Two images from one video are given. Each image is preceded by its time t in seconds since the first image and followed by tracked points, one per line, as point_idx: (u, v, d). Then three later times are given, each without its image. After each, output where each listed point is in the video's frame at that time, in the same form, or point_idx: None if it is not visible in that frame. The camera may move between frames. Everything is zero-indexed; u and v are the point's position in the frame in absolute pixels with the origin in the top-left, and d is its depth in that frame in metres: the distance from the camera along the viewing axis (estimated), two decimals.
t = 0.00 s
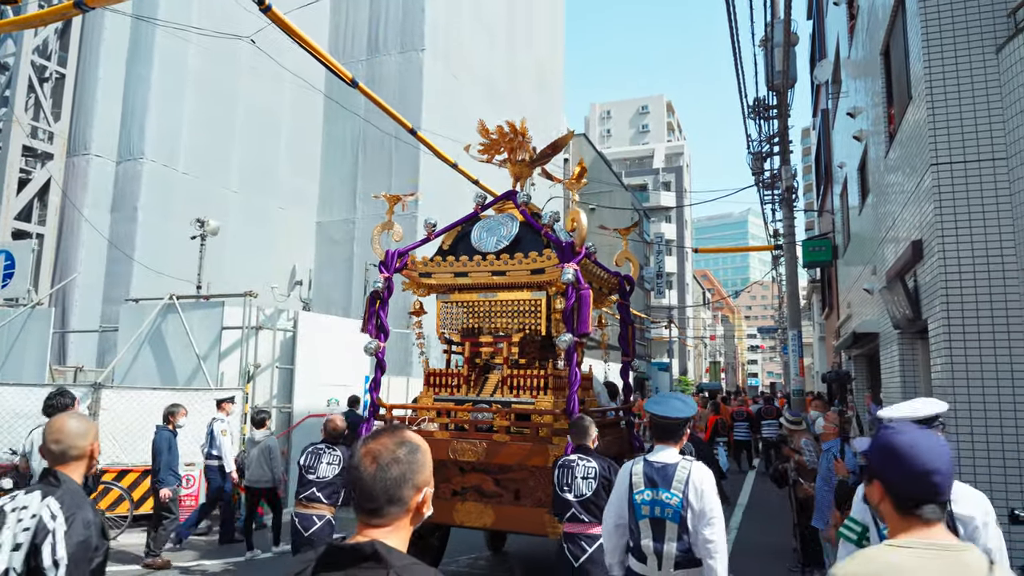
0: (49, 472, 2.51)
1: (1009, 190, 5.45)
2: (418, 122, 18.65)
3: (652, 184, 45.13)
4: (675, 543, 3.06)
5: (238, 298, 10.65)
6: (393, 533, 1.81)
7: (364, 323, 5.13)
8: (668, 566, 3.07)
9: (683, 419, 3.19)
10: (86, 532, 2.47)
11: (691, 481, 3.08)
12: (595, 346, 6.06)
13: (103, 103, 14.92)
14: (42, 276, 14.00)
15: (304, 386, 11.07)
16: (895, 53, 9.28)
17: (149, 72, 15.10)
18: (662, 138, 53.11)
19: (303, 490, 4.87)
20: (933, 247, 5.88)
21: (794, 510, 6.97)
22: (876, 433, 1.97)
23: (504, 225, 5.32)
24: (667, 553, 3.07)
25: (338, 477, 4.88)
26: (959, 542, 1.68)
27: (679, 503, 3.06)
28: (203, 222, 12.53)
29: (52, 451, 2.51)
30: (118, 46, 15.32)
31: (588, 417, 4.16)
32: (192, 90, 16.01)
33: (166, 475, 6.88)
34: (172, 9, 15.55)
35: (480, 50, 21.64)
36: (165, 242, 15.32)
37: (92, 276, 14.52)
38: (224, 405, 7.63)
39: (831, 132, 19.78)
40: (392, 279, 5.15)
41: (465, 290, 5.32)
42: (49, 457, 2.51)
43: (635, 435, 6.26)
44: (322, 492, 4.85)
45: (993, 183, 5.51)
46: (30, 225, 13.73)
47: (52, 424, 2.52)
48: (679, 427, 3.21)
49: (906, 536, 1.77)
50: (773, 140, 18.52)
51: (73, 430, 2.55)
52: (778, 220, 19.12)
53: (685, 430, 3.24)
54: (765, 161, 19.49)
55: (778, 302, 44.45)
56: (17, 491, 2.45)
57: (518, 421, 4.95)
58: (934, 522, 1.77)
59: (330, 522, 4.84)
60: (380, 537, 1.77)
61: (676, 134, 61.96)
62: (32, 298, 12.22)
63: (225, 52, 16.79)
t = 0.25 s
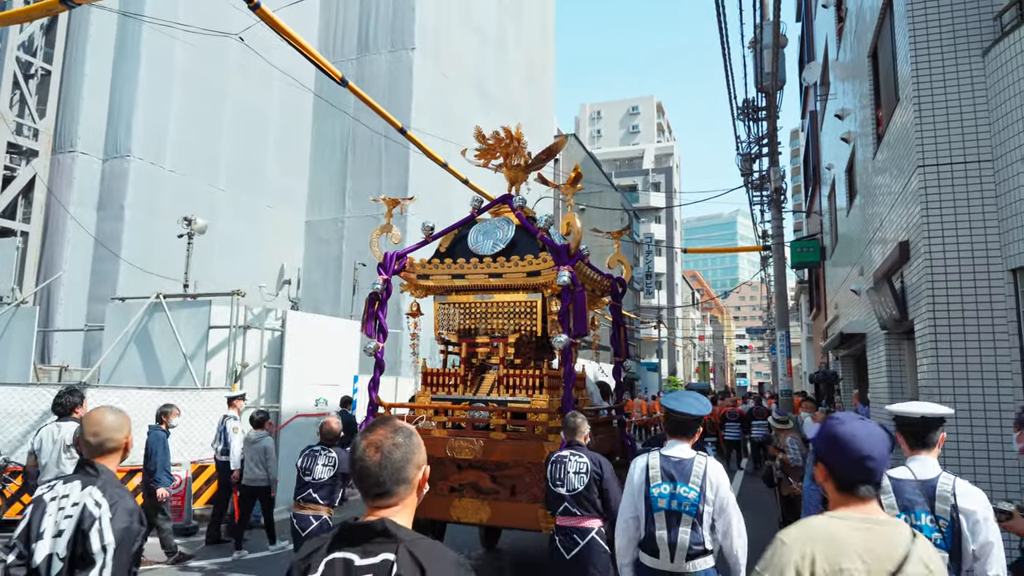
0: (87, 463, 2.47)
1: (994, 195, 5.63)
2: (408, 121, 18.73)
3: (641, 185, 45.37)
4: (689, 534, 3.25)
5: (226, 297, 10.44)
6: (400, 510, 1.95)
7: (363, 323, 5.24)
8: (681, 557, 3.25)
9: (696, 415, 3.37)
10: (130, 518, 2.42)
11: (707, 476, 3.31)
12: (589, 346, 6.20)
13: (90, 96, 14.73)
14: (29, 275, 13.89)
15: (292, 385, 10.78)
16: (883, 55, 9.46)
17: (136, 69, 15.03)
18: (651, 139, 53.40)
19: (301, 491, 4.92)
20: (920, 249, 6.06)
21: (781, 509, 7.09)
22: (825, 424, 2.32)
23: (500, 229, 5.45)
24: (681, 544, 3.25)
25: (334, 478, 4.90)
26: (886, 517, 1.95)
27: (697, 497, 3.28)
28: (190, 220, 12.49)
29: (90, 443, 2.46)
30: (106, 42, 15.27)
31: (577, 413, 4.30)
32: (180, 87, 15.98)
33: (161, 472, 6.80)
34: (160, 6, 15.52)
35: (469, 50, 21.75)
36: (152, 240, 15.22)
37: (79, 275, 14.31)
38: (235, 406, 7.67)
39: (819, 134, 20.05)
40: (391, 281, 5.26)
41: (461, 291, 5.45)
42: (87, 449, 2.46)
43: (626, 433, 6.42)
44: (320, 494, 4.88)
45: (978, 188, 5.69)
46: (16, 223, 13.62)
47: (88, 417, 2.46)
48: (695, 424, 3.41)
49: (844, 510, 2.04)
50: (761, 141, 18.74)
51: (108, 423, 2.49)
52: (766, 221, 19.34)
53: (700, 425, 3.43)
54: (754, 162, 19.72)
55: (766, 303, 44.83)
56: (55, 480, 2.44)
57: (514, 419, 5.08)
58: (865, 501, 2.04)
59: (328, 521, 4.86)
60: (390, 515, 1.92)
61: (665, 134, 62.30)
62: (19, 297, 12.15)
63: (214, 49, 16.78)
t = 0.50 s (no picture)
0: (111, 459, 2.62)
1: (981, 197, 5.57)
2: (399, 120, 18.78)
3: (632, 185, 45.63)
4: (687, 527, 3.40)
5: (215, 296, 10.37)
6: (422, 506, 2.08)
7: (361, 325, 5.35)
8: (677, 550, 3.39)
9: (694, 414, 3.54)
10: (151, 512, 2.55)
11: (705, 473, 3.46)
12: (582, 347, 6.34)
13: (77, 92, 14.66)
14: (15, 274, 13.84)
15: (282, 384, 10.77)
16: (870, 56, 9.62)
17: (123, 66, 14.98)
18: (641, 139, 53.68)
19: (298, 489, 4.89)
20: (908, 248, 5.97)
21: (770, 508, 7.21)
22: (762, 422, 2.58)
23: (494, 232, 5.57)
24: (678, 537, 3.40)
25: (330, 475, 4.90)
26: (819, 498, 2.24)
27: (695, 493, 3.42)
28: (178, 219, 12.46)
29: (115, 439, 2.64)
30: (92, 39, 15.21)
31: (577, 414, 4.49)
32: (167, 85, 15.93)
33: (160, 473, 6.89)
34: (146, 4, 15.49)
35: (460, 49, 21.81)
36: (139, 238, 15.17)
37: (66, 274, 14.24)
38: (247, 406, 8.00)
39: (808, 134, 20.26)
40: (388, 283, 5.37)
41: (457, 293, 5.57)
42: (112, 445, 2.63)
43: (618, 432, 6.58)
44: (318, 489, 4.86)
45: (966, 189, 5.62)
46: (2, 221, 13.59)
47: (115, 415, 2.64)
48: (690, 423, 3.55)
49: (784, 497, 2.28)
50: (751, 142, 18.94)
51: (133, 421, 2.66)
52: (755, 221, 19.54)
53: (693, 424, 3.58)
54: (743, 163, 19.92)
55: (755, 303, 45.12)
56: (80, 476, 2.58)
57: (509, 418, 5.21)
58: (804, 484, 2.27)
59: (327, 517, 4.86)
60: (413, 510, 2.04)
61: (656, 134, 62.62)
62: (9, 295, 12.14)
63: (202, 48, 16.80)
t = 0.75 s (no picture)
0: (127, 460, 2.77)
1: (967, 196, 5.72)
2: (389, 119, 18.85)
3: (622, 185, 45.88)
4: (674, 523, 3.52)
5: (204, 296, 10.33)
6: (457, 494, 2.28)
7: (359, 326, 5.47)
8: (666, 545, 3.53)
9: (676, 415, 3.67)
10: (167, 510, 2.71)
11: (689, 470, 3.61)
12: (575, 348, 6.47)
13: (65, 89, 14.69)
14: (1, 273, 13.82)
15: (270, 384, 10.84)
16: (859, 59, 9.80)
17: (111, 63, 14.97)
18: (632, 140, 53.97)
19: (296, 484, 4.99)
20: (896, 247, 6.13)
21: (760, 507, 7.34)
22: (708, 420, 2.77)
23: (489, 235, 5.70)
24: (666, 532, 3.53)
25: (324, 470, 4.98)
26: (758, 487, 2.42)
27: (680, 491, 3.56)
28: (166, 218, 12.48)
29: (132, 441, 2.77)
30: (80, 36, 15.20)
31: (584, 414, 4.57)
32: (155, 84, 15.92)
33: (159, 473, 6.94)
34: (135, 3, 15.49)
35: (450, 48, 21.91)
36: (127, 237, 15.17)
37: (52, 273, 14.22)
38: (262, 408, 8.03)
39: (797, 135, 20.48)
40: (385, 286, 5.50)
41: (453, 296, 5.70)
42: (128, 446, 2.77)
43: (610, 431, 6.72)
44: (315, 484, 4.97)
45: (953, 188, 5.77)
46: None
47: (132, 418, 2.77)
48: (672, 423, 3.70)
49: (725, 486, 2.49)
50: (740, 143, 19.14)
51: (149, 424, 2.81)
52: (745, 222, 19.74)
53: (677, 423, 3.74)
54: (733, 164, 20.13)
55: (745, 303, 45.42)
56: (100, 476, 2.75)
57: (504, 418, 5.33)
58: (740, 476, 2.50)
59: (325, 511, 4.98)
60: (449, 499, 2.23)
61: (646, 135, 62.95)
62: None
63: (192, 46, 16.86)
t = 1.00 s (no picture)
0: (143, 453, 2.93)
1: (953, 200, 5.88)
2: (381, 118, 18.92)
3: (613, 186, 46.17)
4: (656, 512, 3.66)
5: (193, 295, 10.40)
6: (474, 485, 2.50)
7: (358, 328, 5.58)
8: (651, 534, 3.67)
9: (656, 409, 3.86)
10: (182, 499, 2.86)
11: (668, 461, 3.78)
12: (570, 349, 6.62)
13: (53, 87, 14.68)
14: None
15: (258, 385, 10.94)
16: (848, 60, 9.99)
17: (100, 61, 14.96)
18: (623, 141, 54.26)
19: (293, 483, 5.06)
20: (883, 249, 6.29)
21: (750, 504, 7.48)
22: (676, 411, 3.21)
23: (485, 239, 5.83)
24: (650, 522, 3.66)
25: (321, 470, 5.05)
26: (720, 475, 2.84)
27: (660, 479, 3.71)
28: (155, 217, 12.52)
29: (146, 434, 2.91)
30: (69, 34, 15.19)
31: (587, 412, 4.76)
32: (145, 83, 15.90)
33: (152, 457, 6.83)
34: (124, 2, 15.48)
35: (441, 48, 22.02)
36: (116, 237, 15.15)
37: (39, 272, 14.21)
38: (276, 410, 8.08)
39: (787, 136, 20.73)
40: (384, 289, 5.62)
41: (450, 298, 5.83)
42: (144, 440, 2.91)
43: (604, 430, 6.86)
44: (312, 483, 5.04)
45: (940, 192, 5.93)
46: None
47: (145, 414, 2.90)
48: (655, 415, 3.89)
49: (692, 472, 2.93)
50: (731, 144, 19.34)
51: (162, 419, 2.95)
52: (735, 222, 19.96)
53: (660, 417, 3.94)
54: (723, 164, 20.34)
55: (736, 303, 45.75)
56: (117, 469, 2.92)
57: (501, 418, 5.45)
58: (704, 461, 2.94)
59: (322, 510, 5.07)
60: (469, 488, 2.47)
61: (637, 136, 63.40)
62: None
63: (181, 44, 16.87)
